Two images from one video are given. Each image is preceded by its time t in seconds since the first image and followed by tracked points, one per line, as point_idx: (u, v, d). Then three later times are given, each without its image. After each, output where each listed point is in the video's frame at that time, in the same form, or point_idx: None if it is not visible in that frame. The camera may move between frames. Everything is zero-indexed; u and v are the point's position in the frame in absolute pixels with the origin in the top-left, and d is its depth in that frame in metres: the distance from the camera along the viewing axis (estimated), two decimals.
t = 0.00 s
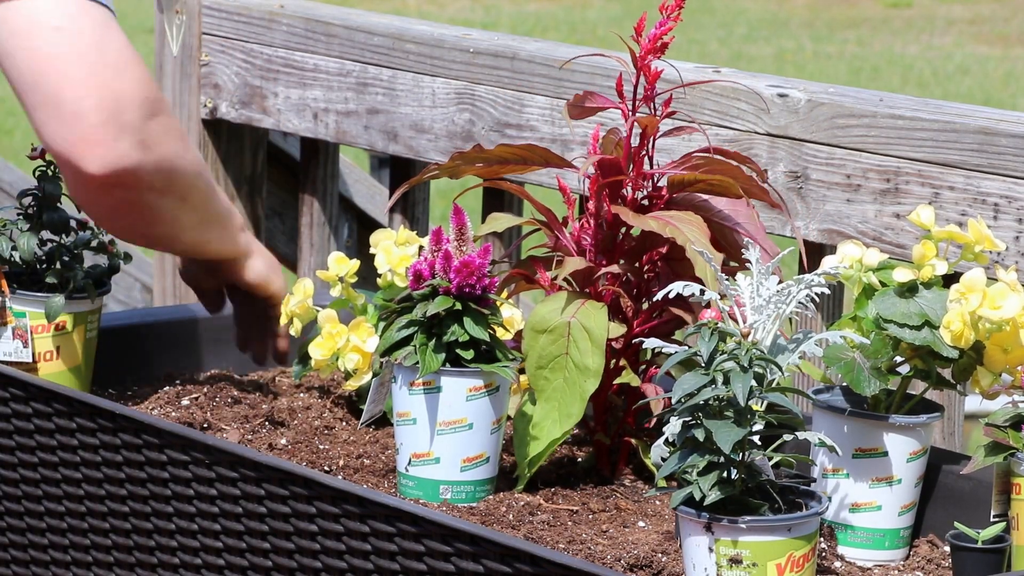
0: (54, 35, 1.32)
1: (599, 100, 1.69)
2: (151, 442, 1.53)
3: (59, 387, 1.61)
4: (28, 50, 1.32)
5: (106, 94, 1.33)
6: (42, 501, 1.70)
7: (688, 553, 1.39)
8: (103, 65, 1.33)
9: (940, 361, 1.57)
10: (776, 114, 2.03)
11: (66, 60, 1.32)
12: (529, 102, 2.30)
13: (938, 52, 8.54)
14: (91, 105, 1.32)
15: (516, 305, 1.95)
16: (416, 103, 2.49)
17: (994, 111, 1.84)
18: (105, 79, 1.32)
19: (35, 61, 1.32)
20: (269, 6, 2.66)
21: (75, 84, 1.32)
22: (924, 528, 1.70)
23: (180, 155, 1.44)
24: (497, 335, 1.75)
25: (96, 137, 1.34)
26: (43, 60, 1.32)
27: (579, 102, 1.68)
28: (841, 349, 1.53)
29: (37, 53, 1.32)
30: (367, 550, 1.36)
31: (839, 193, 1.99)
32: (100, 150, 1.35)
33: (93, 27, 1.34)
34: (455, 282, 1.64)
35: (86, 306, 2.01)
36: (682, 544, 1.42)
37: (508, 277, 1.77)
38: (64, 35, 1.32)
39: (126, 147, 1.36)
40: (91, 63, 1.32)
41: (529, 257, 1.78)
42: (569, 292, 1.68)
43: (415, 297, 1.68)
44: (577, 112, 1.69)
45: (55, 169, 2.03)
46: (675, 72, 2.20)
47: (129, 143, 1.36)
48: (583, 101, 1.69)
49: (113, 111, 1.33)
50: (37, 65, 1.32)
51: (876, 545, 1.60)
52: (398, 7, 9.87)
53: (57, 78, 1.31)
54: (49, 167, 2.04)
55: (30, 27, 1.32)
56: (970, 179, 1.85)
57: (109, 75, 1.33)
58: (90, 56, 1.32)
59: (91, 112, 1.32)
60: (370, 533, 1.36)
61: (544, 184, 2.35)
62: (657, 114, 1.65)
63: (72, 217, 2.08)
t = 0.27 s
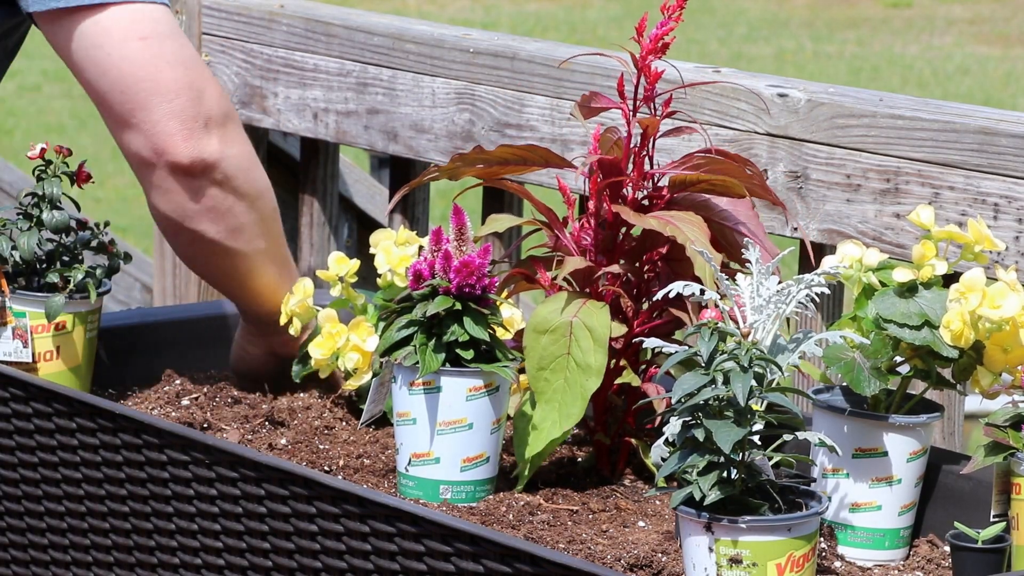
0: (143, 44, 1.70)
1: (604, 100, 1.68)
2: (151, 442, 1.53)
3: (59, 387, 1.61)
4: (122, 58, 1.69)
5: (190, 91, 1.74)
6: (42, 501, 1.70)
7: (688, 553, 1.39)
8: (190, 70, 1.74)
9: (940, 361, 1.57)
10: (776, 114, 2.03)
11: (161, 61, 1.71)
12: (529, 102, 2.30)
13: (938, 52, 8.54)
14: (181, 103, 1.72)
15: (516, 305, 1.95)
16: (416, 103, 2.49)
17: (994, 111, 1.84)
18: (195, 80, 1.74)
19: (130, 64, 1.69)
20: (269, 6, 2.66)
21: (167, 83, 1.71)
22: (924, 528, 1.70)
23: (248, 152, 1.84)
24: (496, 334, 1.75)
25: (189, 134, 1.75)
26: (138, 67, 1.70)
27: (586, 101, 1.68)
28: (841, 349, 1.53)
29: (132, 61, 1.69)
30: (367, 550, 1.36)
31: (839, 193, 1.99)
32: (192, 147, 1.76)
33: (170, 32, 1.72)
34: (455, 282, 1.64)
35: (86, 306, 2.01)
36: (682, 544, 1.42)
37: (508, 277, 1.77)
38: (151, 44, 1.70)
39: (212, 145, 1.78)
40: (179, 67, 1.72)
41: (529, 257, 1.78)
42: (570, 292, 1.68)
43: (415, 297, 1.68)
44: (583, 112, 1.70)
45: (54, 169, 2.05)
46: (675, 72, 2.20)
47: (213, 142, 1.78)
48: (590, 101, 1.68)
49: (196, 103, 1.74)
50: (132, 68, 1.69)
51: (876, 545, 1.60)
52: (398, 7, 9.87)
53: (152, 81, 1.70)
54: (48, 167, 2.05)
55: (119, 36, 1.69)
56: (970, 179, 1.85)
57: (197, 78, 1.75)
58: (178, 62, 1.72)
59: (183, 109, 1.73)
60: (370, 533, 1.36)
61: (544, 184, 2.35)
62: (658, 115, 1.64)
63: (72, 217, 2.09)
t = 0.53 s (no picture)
0: (173, 38, 1.81)
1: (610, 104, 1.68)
2: (151, 443, 1.53)
3: (59, 387, 1.62)
4: (154, 51, 1.80)
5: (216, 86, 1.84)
6: (42, 501, 1.70)
7: (688, 553, 1.39)
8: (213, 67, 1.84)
9: (940, 361, 1.57)
10: (776, 114, 2.03)
11: (191, 54, 1.81)
12: (529, 102, 2.30)
13: (938, 52, 8.54)
14: (208, 94, 1.83)
15: (516, 305, 1.94)
16: (416, 103, 2.49)
17: (993, 111, 1.84)
18: (221, 76, 1.85)
19: (161, 56, 1.80)
20: (269, 6, 2.66)
21: (195, 76, 1.81)
22: (924, 528, 1.70)
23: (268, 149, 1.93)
24: (496, 334, 1.75)
25: (215, 126, 1.84)
26: (169, 59, 1.80)
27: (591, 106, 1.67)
28: (841, 349, 1.53)
29: (164, 53, 1.80)
30: (367, 550, 1.36)
31: (839, 193, 1.99)
32: (217, 139, 1.85)
33: (197, 29, 1.83)
34: (455, 282, 1.64)
35: (86, 306, 2.01)
36: (682, 544, 1.42)
37: (508, 277, 1.77)
38: (181, 38, 1.81)
39: (236, 138, 1.87)
40: (206, 61, 1.83)
41: (529, 257, 1.78)
42: (570, 292, 1.68)
43: (415, 297, 1.69)
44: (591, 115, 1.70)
45: (55, 170, 2.04)
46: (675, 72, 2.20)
47: (236, 135, 1.87)
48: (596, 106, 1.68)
49: (220, 97, 1.84)
50: (164, 60, 1.80)
51: (876, 545, 1.60)
52: (398, 7, 9.87)
53: (182, 73, 1.81)
54: (49, 168, 2.05)
55: (153, 31, 1.80)
56: (970, 179, 1.85)
57: (222, 74, 1.85)
58: (206, 57, 1.83)
59: (209, 100, 1.83)
60: (370, 533, 1.36)
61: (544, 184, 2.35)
62: (661, 117, 1.64)
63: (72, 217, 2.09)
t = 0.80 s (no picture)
0: (178, 53, 1.79)
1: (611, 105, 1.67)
2: (151, 442, 1.53)
3: (59, 387, 1.61)
4: (156, 67, 1.78)
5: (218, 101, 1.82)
6: (42, 501, 1.70)
7: (688, 553, 1.39)
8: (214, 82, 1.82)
9: (940, 361, 1.56)
10: (776, 114, 2.03)
11: (194, 71, 1.80)
12: (529, 102, 2.31)
13: (938, 52, 8.54)
14: (208, 111, 1.81)
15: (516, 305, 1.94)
16: (416, 103, 2.49)
17: (994, 111, 1.84)
18: (224, 91, 1.83)
19: (163, 72, 1.78)
20: (269, 6, 2.66)
21: (197, 92, 1.80)
22: (924, 528, 1.70)
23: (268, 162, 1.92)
24: (497, 334, 1.75)
25: (215, 141, 1.83)
26: (172, 75, 1.79)
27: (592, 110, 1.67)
28: (841, 349, 1.53)
29: (167, 69, 1.78)
30: (367, 550, 1.36)
31: (839, 193, 1.99)
32: (217, 153, 1.84)
33: (202, 44, 1.81)
34: (455, 282, 1.64)
35: (86, 306, 2.01)
36: (682, 544, 1.42)
37: (508, 277, 1.77)
38: (185, 55, 1.79)
39: (235, 151, 1.86)
40: (208, 76, 1.81)
41: (529, 257, 1.78)
42: (570, 291, 1.68)
43: (415, 297, 1.69)
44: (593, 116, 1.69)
45: (55, 170, 2.04)
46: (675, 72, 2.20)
47: (235, 149, 1.86)
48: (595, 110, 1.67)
49: (222, 111, 1.83)
50: (165, 76, 1.78)
51: (876, 545, 1.60)
52: (398, 7, 9.87)
53: (184, 89, 1.79)
54: (49, 168, 2.05)
55: (157, 46, 1.78)
56: (970, 179, 1.85)
57: (225, 89, 1.84)
58: (210, 73, 1.81)
59: (210, 116, 1.82)
60: (370, 533, 1.36)
61: (544, 184, 2.35)
62: (659, 117, 1.65)
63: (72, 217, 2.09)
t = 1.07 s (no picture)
0: (165, 64, 1.78)
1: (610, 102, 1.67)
2: (151, 442, 1.53)
3: (59, 387, 1.61)
4: (142, 77, 1.77)
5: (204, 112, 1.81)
6: (41, 501, 1.70)
7: (688, 553, 1.39)
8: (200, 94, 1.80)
9: (940, 361, 1.57)
10: (776, 114, 2.03)
11: (180, 82, 1.78)
12: (529, 102, 2.31)
13: (938, 52, 8.54)
14: (193, 121, 1.80)
15: (516, 305, 1.94)
16: (416, 103, 2.49)
17: (993, 111, 1.84)
18: (211, 102, 1.81)
19: (149, 82, 1.77)
20: (269, 6, 2.66)
21: (182, 103, 1.79)
22: (924, 528, 1.70)
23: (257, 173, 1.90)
24: (497, 334, 1.75)
25: (200, 151, 1.82)
26: (158, 85, 1.77)
27: (596, 104, 1.67)
28: (841, 349, 1.53)
29: (153, 79, 1.77)
30: (367, 550, 1.36)
31: (839, 193, 1.99)
32: (202, 164, 1.83)
33: (191, 55, 1.80)
34: (455, 282, 1.64)
35: (85, 306, 2.01)
36: (682, 544, 1.42)
37: (508, 277, 1.77)
38: (172, 65, 1.78)
39: (221, 162, 1.84)
40: (195, 87, 1.79)
41: (529, 257, 1.78)
42: (570, 291, 1.68)
43: (415, 297, 1.69)
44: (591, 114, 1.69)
45: (54, 170, 2.04)
46: (675, 72, 2.20)
47: (220, 160, 1.84)
48: (599, 104, 1.67)
49: (207, 122, 1.81)
50: (151, 86, 1.77)
51: (876, 545, 1.60)
52: (398, 7, 9.87)
53: (170, 99, 1.78)
54: (49, 167, 2.04)
55: (145, 57, 1.76)
56: (970, 179, 1.85)
57: (213, 100, 1.82)
58: (197, 84, 1.80)
59: (195, 127, 1.80)
60: (370, 533, 1.35)
61: (544, 183, 2.35)
62: (658, 115, 1.64)
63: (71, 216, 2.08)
